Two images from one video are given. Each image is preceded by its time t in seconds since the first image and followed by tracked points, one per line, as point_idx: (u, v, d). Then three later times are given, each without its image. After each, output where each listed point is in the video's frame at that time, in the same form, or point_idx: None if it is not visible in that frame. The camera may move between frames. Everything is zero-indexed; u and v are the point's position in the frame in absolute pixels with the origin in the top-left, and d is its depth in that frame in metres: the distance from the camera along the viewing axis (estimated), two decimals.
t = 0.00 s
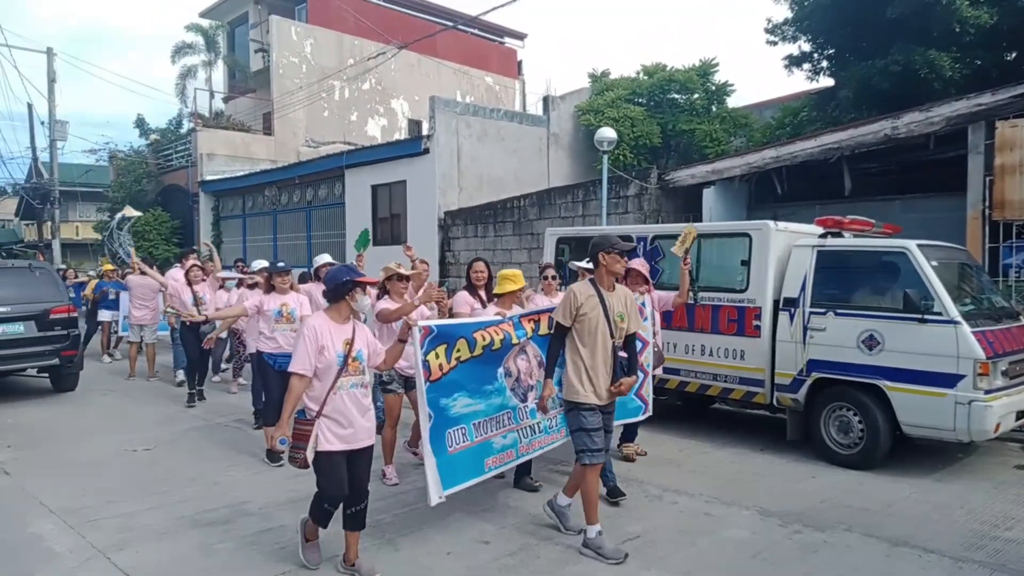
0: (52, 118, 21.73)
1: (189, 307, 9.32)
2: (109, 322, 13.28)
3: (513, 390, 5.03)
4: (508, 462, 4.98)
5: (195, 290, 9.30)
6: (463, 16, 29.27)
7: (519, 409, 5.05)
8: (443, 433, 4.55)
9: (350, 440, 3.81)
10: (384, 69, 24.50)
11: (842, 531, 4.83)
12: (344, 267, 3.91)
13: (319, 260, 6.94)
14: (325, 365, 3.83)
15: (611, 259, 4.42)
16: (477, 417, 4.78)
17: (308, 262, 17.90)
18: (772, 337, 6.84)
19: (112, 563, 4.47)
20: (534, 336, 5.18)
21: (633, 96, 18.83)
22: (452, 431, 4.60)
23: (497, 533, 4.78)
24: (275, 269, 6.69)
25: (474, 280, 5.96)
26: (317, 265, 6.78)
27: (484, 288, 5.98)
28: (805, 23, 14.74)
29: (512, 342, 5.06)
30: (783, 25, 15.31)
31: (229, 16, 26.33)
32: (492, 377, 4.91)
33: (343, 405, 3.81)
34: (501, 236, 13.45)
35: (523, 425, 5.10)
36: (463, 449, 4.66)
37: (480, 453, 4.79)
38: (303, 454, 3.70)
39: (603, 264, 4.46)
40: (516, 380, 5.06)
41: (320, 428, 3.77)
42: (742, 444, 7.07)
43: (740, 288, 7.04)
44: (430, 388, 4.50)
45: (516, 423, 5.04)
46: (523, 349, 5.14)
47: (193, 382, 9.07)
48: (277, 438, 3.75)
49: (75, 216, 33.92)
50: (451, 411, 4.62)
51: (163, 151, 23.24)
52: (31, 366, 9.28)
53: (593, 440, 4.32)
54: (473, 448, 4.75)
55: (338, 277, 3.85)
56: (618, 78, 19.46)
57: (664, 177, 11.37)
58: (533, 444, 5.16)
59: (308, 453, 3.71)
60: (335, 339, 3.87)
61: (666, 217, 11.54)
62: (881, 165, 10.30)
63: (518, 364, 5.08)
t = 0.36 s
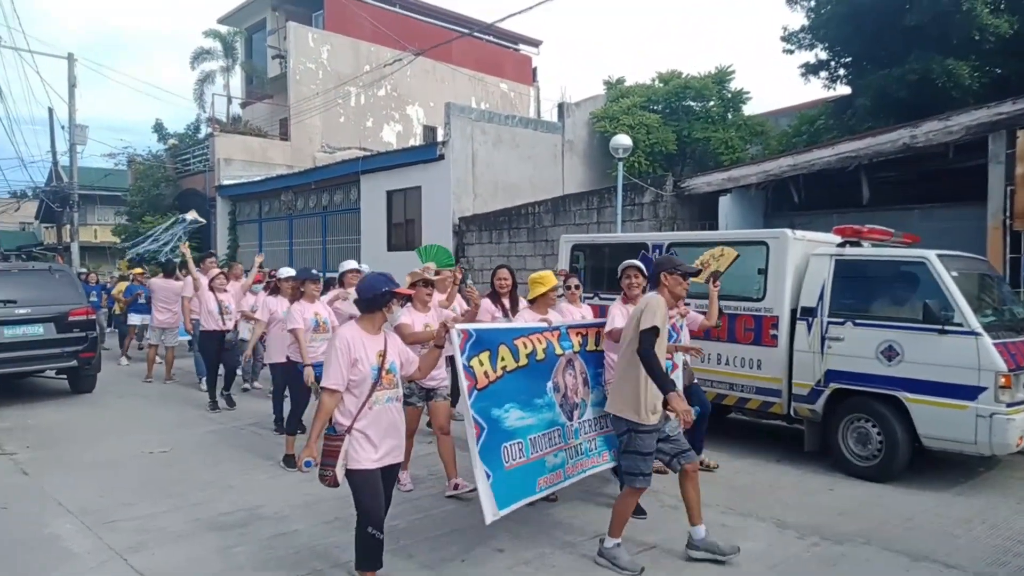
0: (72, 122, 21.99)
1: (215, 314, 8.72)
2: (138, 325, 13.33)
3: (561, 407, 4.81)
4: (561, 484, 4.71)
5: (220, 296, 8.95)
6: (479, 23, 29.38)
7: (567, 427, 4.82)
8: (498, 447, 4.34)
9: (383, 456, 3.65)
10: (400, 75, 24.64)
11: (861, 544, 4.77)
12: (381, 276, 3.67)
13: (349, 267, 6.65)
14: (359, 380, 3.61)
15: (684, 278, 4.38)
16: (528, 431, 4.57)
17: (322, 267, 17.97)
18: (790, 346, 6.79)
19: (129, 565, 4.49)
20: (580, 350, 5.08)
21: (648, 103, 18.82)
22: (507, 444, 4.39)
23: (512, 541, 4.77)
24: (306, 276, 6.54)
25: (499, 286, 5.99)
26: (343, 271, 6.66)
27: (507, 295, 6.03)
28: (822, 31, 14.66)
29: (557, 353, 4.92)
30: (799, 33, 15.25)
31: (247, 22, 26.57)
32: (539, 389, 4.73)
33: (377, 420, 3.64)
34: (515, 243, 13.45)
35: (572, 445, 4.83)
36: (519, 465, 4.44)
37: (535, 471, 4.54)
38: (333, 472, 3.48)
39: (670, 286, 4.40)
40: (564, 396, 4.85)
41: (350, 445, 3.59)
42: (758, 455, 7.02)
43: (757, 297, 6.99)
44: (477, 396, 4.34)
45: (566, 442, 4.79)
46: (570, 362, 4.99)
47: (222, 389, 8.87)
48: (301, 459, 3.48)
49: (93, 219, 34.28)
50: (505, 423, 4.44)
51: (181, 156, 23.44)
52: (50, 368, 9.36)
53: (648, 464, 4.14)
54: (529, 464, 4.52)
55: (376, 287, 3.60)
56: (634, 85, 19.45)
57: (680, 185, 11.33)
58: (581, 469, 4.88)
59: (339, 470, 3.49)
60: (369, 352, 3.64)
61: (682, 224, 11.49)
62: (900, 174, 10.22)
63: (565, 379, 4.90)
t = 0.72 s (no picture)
0: (90, 135, 22.30)
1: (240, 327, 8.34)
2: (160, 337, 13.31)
3: (600, 425, 4.78)
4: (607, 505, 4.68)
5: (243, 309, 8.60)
6: (492, 37, 29.57)
7: (608, 447, 4.80)
8: (550, 465, 4.28)
9: (413, 473, 3.46)
10: (414, 88, 24.82)
11: (874, 559, 4.71)
12: (406, 283, 3.53)
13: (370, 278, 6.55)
14: (387, 392, 3.42)
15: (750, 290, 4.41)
16: (574, 450, 4.51)
17: (335, 278, 18.06)
18: (803, 359, 6.73)
19: None
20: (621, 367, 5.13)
21: (660, 115, 18.85)
22: (558, 464, 4.33)
23: (522, 554, 4.75)
24: (339, 288, 6.35)
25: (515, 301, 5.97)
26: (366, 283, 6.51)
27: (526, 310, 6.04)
28: (835, 43, 14.65)
29: (594, 371, 4.93)
30: (812, 45, 15.24)
31: (262, 36, 26.90)
32: (579, 408, 4.70)
33: (405, 435, 3.46)
34: (527, 254, 13.46)
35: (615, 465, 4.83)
36: (572, 485, 4.37)
37: (586, 491, 4.48)
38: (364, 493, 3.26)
39: (727, 294, 4.36)
40: (605, 415, 4.84)
41: (381, 462, 3.39)
42: (770, 468, 6.96)
43: (770, 309, 6.95)
44: (522, 415, 4.29)
45: (607, 462, 4.77)
46: (609, 380, 5.01)
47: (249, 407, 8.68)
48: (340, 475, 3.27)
49: (109, 231, 34.66)
50: (552, 442, 4.37)
51: (196, 168, 23.70)
52: (65, 379, 9.45)
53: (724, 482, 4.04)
54: (580, 485, 4.46)
55: (402, 294, 3.46)
56: (646, 97, 19.50)
57: (692, 197, 11.31)
58: (618, 492, 4.86)
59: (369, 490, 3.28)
60: (396, 362, 3.46)
61: (693, 236, 11.47)
62: (915, 185, 10.15)
63: (605, 398, 4.91)
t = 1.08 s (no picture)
0: (67, 135, 22.00)
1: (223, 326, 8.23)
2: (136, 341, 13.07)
3: (611, 431, 4.57)
4: (615, 516, 4.44)
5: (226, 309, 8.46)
6: (475, 40, 29.58)
7: (618, 455, 4.57)
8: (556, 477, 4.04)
9: (418, 489, 3.32)
10: (396, 91, 24.77)
11: (851, 561, 4.76)
12: (404, 288, 3.37)
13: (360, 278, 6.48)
14: (390, 403, 3.27)
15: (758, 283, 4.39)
16: (576, 459, 4.26)
17: (315, 280, 17.95)
18: (781, 363, 6.79)
19: None
20: (641, 371, 4.91)
21: (642, 120, 18.96)
22: (560, 475, 4.10)
23: (502, 558, 4.75)
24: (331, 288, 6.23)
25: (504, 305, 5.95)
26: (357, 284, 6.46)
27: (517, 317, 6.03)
28: (814, 50, 14.81)
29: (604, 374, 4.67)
30: (792, 52, 15.41)
31: (244, 36, 26.72)
32: (586, 413, 4.45)
33: (409, 450, 3.32)
34: (509, 257, 13.47)
35: (624, 473, 4.61)
36: (576, 497, 4.13)
37: (590, 503, 4.23)
38: (358, 510, 3.28)
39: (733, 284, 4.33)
40: (614, 420, 4.61)
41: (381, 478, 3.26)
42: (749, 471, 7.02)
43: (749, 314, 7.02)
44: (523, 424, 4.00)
45: (615, 471, 4.53)
46: (622, 383, 4.77)
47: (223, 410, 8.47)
48: (388, 488, 3.15)
49: (86, 232, 34.22)
50: (554, 452, 4.12)
51: (175, 169, 23.47)
52: (39, 382, 9.31)
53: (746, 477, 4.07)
54: (583, 497, 4.23)
55: (401, 300, 3.31)
56: (628, 102, 19.61)
57: (672, 202, 11.38)
58: (630, 499, 4.63)
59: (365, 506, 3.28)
60: (398, 372, 3.31)
61: (674, 240, 11.54)
62: (891, 191, 10.29)
63: (616, 403, 4.67)
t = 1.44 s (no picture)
0: (42, 125, 21.63)
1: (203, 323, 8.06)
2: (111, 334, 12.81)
3: (628, 428, 4.46)
4: (614, 519, 4.25)
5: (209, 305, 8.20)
6: (458, 32, 29.41)
7: (631, 453, 4.45)
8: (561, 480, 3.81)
9: (442, 493, 3.14)
10: (378, 82, 24.59)
11: (830, 550, 4.81)
12: (429, 279, 3.22)
13: (347, 273, 6.56)
14: (413, 399, 3.13)
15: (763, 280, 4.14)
16: (585, 459, 4.08)
17: (296, 273, 17.81)
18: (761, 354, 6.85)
19: None
20: (664, 363, 4.81)
21: (625, 113, 18.99)
22: (566, 478, 3.88)
23: (484, 550, 4.75)
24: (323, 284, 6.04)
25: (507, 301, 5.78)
26: (343, 279, 6.40)
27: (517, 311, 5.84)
28: (795, 45, 14.89)
29: (631, 369, 4.54)
30: (773, 46, 15.47)
31: (223, 26, 26.37)
32: (605, 411, 4.32)
33: (434, 450, 3.15)
34: (492, 250, 13.44)
35: (634, 473, 4.47)
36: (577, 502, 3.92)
37: (592, 505, 4.05)
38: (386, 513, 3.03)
39: (738, 286, 4.13)
40: (635, 417, 4.51)
41: (407, 479, 3.09)
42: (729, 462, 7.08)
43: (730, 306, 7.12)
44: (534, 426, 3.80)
45: (625, 471, 4.39)
46: (647, 378, 4.68)
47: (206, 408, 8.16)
48: (374, 493, 2.97)
49: (62, 224, 33.71)
50: (562, 454, 3.92)
51: (153, 160, 23.16)
52: (13, 375, 9.15)
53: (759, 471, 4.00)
54: (585, 500, 4.02)
55: (424, 291, 3.16)
56: (610, 95, 19.63)
57: (654, 195, 11.41)
58: (639, 499, 4.50)
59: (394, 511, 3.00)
60: (424, 367, 3.17)
61: (656, 233, 11.57)
62: (871, 185, 10.38)
63: (639, 397, 4.58)
